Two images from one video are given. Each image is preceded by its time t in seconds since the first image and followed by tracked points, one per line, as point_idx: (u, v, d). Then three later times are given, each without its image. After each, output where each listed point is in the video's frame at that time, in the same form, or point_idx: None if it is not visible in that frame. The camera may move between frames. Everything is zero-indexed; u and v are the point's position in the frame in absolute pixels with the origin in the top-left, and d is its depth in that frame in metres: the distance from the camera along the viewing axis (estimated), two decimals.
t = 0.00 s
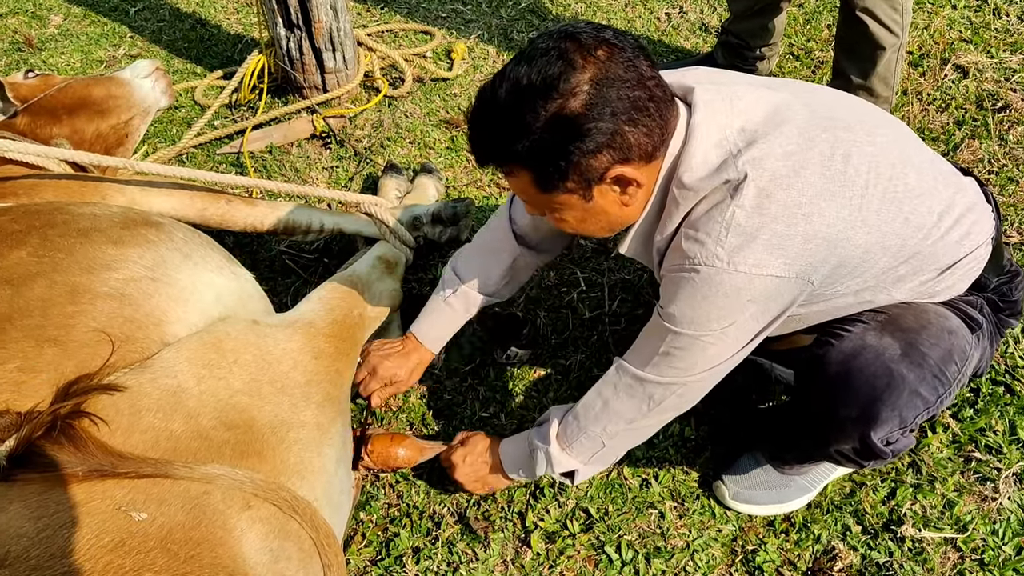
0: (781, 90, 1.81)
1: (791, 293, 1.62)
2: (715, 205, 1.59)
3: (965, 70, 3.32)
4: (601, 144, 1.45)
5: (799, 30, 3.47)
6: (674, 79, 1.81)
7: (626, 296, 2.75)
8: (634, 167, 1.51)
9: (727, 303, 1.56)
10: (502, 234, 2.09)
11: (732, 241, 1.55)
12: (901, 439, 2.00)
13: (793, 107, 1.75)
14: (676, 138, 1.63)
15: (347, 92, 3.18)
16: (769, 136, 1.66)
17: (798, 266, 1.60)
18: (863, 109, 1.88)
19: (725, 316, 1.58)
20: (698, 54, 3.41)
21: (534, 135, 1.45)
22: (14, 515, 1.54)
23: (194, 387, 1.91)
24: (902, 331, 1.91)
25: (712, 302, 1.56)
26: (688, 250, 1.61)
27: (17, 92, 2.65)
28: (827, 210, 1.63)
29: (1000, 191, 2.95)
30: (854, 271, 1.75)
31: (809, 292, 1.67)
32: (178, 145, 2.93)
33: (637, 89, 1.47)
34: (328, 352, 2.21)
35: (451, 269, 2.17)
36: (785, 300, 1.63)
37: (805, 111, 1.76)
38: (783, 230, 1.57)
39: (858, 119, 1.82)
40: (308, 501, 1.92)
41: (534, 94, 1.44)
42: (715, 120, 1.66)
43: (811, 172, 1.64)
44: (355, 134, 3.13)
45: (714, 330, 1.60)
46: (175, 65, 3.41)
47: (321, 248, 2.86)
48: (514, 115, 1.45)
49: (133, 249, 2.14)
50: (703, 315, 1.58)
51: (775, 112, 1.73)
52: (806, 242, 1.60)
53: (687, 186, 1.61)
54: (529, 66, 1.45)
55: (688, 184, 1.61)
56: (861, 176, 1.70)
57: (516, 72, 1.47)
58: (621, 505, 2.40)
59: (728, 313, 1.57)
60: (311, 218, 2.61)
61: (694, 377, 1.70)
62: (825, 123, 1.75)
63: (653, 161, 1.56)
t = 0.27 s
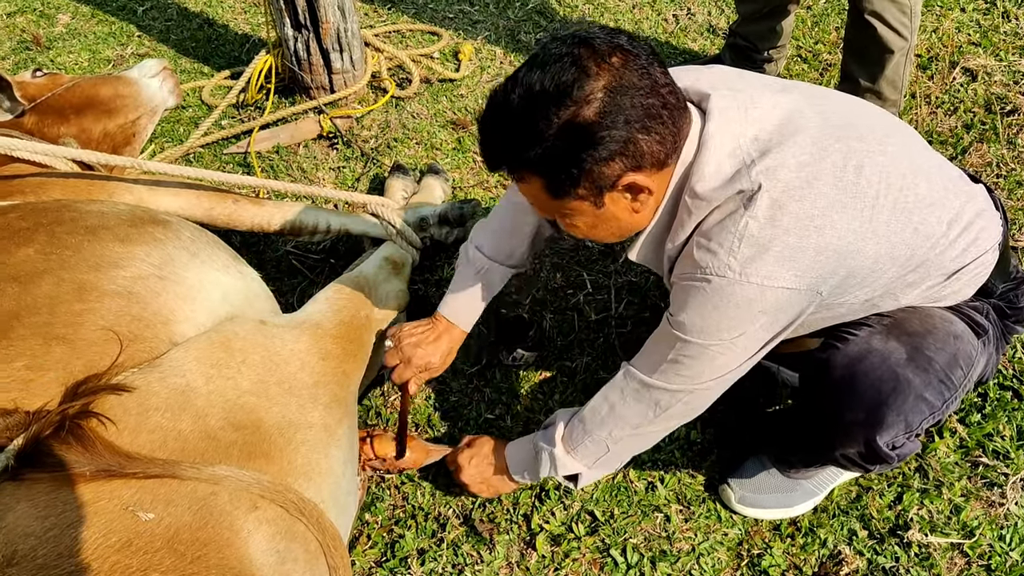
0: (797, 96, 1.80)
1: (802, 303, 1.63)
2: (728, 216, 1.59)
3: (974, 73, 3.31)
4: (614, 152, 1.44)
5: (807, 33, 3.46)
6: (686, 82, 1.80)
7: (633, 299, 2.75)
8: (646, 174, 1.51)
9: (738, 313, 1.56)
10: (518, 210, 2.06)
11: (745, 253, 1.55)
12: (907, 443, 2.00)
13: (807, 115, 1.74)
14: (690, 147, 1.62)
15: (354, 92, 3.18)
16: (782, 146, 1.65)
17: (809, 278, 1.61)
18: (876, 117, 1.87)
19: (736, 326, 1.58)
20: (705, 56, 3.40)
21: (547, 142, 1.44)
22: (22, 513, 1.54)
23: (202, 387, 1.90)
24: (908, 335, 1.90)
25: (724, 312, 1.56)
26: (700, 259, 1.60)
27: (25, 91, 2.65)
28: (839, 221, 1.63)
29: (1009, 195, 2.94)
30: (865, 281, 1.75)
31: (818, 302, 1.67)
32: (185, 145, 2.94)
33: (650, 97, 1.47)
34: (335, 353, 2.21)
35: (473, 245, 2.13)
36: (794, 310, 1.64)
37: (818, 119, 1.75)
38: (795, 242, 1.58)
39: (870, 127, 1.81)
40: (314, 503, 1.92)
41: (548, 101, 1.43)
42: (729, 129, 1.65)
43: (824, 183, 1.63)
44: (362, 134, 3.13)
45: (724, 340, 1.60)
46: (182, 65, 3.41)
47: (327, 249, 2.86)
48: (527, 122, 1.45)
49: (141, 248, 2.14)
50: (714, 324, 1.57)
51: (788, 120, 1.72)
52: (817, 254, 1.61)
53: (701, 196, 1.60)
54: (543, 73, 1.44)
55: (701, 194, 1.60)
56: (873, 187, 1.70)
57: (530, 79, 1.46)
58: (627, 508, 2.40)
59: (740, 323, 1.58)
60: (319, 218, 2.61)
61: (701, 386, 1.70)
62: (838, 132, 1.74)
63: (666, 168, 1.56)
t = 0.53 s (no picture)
0: (817, 96, 1.80)
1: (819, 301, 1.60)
2: (745, 211, 1.58)
3: (985, 75, 3.29)
4: (631, 142, 1.44)
5: (817, 33, 3.45)
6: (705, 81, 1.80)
7: (641, 299, 2.74)
8: (662, 166, 1.50)
9: (752, 308, 1.54)
10: (533, 231, 2.09)
11: (761, 247, 1.53)
12: (924, 450, 1.96)
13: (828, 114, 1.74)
14: (708, 141, 1.63)
15: (363, 91, 3.18)
16: (800, 142, 1.64)
17: (827, 274, 1.58)
18: (894, 118, 1.87)
19: (750, 322, 1.56)
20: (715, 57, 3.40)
21: (565, 130, 1.44)
22: (28, 511, 1.55)
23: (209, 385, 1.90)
24: (926, 340, 1.89)
25: (738, 307, 1.54)
26: (715, 254, 1.60)
27: (35, 88, 2.66)
28: (856, 219, 1.62)
29: (1021, 198, 2.93)
30: (882, 280, 1.73)
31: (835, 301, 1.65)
32: (194, 143, 2.94)
33: (670, 89, 1.46)
34: (342, 352, 2.21)
35: (483, 268, 2.18)
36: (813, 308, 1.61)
37: (836, 118, 1.75)
38: (812, 237, 1.56)
39: (889, 127, 1.81)
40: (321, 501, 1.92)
41: (567, 89, 1.43)
42: (746, 124, 1.66)
43: (841, 180, 1.62)
44: (371, 133, 3.13)
45: (739, 335, 1.58)
46: (192, 63, 3.42)
47: (335, 247, 2.86)
48: (545, 109, 1.45)
49: (149, 247, 2.14)
50: (729, 319, 1.56)
51: (807, 118, 1.71)
52: (835, 251, 1.59)
53: (717, 189, 1.61)
54: (562, 61, 1.44)
55: (717, 188, 1.61)
56: (892, 186, 1.68)
57: (549, 66, 1.46)
58: (634, 509, 2.39)
59: (755, 318, 1.55)
60: (327, 216, 2.61)
61: (718, 386, 1.68)
62: (857, 131, 1.73)
63: (682, 161, 1.55)
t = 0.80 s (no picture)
0: (813, 89, 1.82)
1: (808, 274, 1.58)
2: (726, 181, 1.59)
3: (993, 75, 3.28)
4: (602, 113, 1.47)
5: (824, 32, 3.44)
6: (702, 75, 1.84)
7: (646, 298, 2.74)
8: (637, 141, 1.53)
9: (737, 276, 1.52)
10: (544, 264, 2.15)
11: (744, 214, 1.53)
12: (925, 456, 1.94)
13: (818, 99, 1.76)
14: (689, 119, 1.63)
15: (369, 88, 3.18)
16: (787, 122, 1.66)
17: (813, 245, 1.57)
18: (891, 110, 1.88)
19: (734, 291, 1.54)
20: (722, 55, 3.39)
21: (540, 98, 1.49)
22: (34, 506, 1.56)
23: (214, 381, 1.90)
24: (932, 345, 1.87)
25: (721, 275, 1.53)
26: (699, 227, 1.59)
27: (42, 84, 2.68)
28: (843, 191, 1.61)
29: None
30: (875, 261, 1.71)
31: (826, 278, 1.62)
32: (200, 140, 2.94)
33: (644, 65, 1.50)
34: (347, 349, 2.21)
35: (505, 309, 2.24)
36: (801, 281, 1.58)
37: (829, 105, 1.76)
38: (796, 205, 1.55)
39: (884, 116, 1.82)
40: (326, 498, 1.92)
41: (543, 61, 1.49)
42: (729, 103, 1.66)
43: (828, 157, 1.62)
44: (377, 131, 3.14)
45: (724, 306, 1.56)
46: (198, 60, 3.42)
47: (341, 245, 2.86)
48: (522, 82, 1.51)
49: (155, 243, 2.14)
50: (713, 289, 1.55)
51: (798, 103, 1.73)
52: (821, 221, 1.57)
53: (700, 166, 1.61)
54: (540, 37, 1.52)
55: (700, 163, 1.61)
56: (882, 165, 1.68)
57: (528, 43, 1.53)
58: (639, 508, 2.39)
59: (739, 287, 1.53)
60: (333, 214, 2.62)
61: (709, 369, 1.66)
62: (849, 116, 1.74)
63: (659, 139, 1.58)
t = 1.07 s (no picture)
0: (819, 87, 1.81)
1: (801, 271, 1.58)
2: (724, 175, 1.58)
3: (999, 75, 3.27)
4: (598, 101, 1.47)
5: (830, 32, 3.43)
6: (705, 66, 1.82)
7: (650, 298, 2.73)
8: (633, 130, 1.53)
9: (731, 273, 1.52)
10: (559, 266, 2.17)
11: (740, 209, 1.53)
12: (920, 463, 1.95)
13: (823, 96, 1.74)
14: (689, 111, 1.62)
15: (374, 87, 3.18)
16: (789, 117, 1.64)
17: (808, 243, 1.56)
18: (898, 110, 1.87)
19: (728, 287, 1.54)
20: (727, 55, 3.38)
21: (536, 86, 1.49)
22: (39, 504, 1.56)
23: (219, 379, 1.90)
24: (926, 352, 1.87)
25: (715, 270, 1.53)
26: (696, 221, 1.59)
27: (48, 82, 2.69)
28: (841, 189, 1.60)
29: None
30: (874, 261, 1.70)
31: (822, 276, 1.62)
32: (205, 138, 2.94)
33: (640, 53, 1.50)
34: (352, 348, 2.21)
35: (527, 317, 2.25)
36: (794, 278, 1.58)
37: (833, 102, 1.75)
38: (793, 202, 1.54)
39: (889, 115, 1.81)
40: (330, 497, 1.92)
41: (539, 48, 1.49)
42: (731, 97, 1.65)
43: (829, 154, 1.62)
44: (381, 129, 3.13)
45: (717, 301, 1.56)
46: (203, 58, 3.43)
47: (345, 243, 2.86)
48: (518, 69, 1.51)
49: (160, 240, 2.14)
50: (707, 283, 1.54)
51: (802, 98, 1.71)
52: (817, 218, 1.57)
53: (698, 158, 1.60)
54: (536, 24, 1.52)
55: (698, 156, 1.60)
56: (883, 166, 1.67)
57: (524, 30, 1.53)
58: (642, 508, 2.39)
59: (732, 282, 1.53)
60: (337, 213, 2.62)
61: (704, 362, 1.66)
62: (853, 115, 1.73)
63: (657, 129, 1.58)
